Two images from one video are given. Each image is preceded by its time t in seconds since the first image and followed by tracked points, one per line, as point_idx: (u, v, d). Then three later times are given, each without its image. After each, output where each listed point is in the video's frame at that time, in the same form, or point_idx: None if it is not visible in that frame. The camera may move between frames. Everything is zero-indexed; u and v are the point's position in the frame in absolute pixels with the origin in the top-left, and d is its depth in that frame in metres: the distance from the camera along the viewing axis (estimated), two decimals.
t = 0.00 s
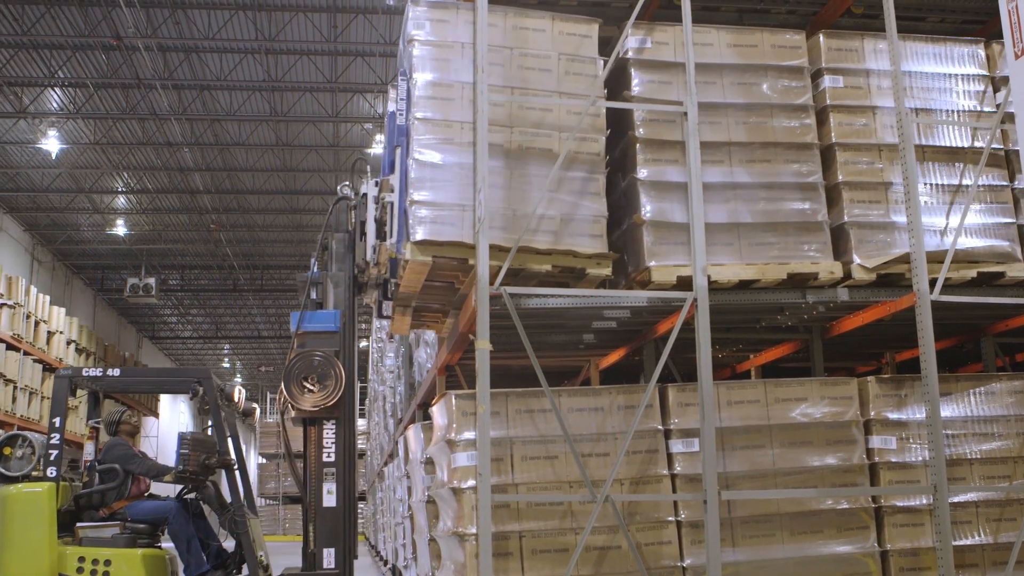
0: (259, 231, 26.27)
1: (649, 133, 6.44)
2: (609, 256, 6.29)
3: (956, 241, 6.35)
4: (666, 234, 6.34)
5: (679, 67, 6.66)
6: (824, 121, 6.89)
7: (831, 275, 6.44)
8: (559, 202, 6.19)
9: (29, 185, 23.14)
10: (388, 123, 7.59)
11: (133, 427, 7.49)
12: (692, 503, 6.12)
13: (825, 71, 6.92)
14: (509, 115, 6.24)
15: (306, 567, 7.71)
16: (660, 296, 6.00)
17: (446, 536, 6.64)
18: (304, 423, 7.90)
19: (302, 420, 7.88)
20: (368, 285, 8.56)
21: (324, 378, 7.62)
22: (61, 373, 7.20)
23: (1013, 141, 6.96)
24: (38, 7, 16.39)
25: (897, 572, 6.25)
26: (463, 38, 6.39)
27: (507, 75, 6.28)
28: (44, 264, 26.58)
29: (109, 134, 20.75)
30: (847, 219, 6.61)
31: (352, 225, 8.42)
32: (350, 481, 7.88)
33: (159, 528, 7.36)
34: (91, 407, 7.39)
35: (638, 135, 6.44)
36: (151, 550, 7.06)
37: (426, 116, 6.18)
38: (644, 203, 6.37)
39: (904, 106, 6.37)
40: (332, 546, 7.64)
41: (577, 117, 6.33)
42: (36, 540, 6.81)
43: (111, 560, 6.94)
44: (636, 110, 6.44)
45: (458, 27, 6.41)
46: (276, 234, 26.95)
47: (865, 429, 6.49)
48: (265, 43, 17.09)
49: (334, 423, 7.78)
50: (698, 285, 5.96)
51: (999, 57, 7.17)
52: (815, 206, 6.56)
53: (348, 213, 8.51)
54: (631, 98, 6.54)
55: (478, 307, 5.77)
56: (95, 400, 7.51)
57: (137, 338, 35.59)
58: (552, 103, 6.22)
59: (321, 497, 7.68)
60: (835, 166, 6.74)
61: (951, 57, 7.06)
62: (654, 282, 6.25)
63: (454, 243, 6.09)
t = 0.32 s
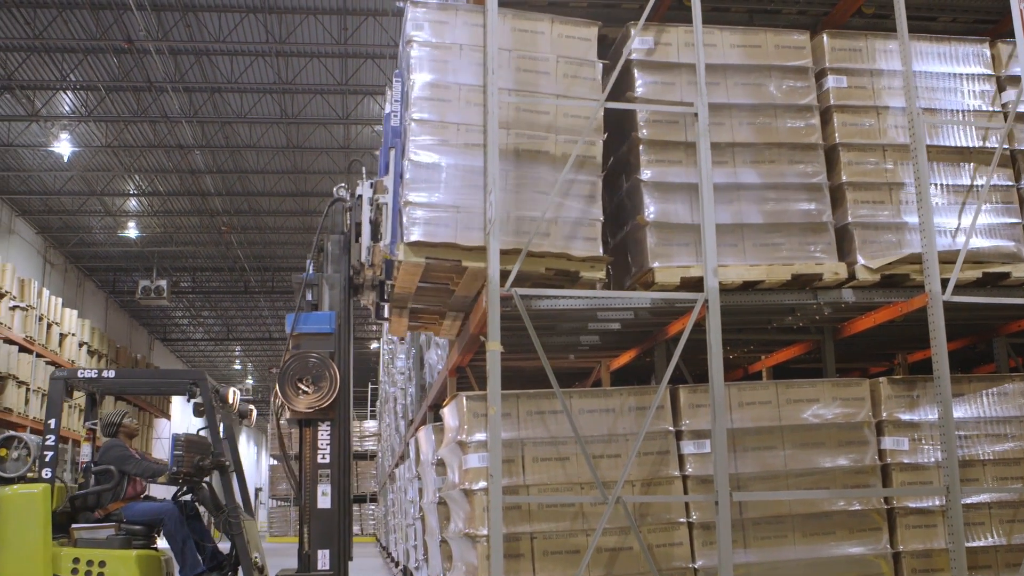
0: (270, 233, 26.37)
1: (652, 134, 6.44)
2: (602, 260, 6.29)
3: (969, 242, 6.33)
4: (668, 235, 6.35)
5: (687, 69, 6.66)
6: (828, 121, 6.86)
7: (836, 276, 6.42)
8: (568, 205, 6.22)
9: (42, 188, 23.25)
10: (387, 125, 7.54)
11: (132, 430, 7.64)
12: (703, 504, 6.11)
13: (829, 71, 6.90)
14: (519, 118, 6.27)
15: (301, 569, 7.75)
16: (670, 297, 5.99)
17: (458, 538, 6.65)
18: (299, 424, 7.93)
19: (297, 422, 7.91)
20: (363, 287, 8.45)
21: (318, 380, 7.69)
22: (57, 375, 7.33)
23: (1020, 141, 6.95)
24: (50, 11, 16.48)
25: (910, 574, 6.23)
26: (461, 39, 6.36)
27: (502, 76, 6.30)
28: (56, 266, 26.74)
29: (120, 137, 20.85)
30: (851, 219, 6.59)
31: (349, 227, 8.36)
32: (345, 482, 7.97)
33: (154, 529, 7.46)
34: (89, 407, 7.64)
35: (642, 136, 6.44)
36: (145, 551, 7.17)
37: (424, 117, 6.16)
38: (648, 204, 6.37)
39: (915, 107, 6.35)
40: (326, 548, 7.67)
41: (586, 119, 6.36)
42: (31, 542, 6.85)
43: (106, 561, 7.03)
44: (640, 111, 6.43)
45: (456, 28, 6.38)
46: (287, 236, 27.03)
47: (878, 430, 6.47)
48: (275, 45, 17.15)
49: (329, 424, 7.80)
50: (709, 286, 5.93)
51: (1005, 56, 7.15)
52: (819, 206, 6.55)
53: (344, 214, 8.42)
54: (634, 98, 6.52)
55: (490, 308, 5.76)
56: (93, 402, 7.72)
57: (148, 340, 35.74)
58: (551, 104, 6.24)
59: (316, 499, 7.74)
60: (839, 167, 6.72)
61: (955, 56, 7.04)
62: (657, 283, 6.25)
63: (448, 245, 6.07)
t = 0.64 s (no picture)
0: (284, 233, 26.46)
1: (659, 133, 6.44)
2: (593, 257, 6.27)
3: (984, 240, 6.30)
4: (675, 234, 6.33)
5: (695, 68, 6.65)
6: (834, 119, 6.84)
7: (843, 275, 6.40)
8: (579, 205, 6.24)
9: (57, 189, 23.36)
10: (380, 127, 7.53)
11: (128, 430, 7.63)
12: (718, 504, 6.10)
13: (834, 69, 6.87)
14: (533, 117, 6.27)
15: (294, 568, 7.76)
16: (684, 296, 5.97)
17: (473, 539, 6.66)
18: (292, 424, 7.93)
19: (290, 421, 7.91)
20: (356, 287, 8.36)
21: (310, 379, 7.67)
22: (48, 374, 7.49)
23: None
24: (64, 13, 16.57)
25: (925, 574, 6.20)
26: (448, 38, 6.37)
27: (488, 74, 6.32)
28: (72, 267, 26.93)
29: (135, 137, 20.94)
30: (857, 218, 6.56)
31: (340, 226, 8.32)
32: (338, 481, 7.91)
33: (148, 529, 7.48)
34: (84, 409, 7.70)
35: (648, 135, 6.44)
36: (137, 551, 7.19)
37: (411, 116, 6.19)
38: (654, 204, 6.36)
39: (929, 105, 6.30)
40: (318, 548, 7.69)
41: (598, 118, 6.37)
42: (23, 541, 7.02)
43: (97, 560, 7.09)
44: (646, 110, 6.44)
45: (443, 27, 6.39)
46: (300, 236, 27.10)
47: (893, 429, 6.45)
48: (288, 46, 17.19)
49: (321, 424, 7.82)
50: (722, 285, 5.93)
51: (1013, 53, 7.10)
52: (827, 205, 6.52)
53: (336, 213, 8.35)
54: (640, 97, 6.53)
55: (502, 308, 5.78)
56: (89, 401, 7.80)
57: (163, 340, 35.92)
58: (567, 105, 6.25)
59: (308, 499, 7.72)
60: (845, 165, 6.70)
61: (962, 53, 7.00)
62: (664, 282, 6.24)
63: (438, 245, 6.06)
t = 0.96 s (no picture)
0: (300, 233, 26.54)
1: (666, 132, 6.44)
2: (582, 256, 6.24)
3: (1001, 239, 6.26)
4: (684, 234, 6.32)
5: (703, 67, 6.64)
6: (843, 117, 6.80)
7: (853, 274, 6.36)
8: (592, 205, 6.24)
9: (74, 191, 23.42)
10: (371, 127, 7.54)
11: (121, 431, 7.71)
12: (734, 503, 6.09)
13: (842, 67, 6.85)
14: (549, 118, 6.28)
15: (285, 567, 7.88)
16: (700, 297, 5.95)
17: (490, 538, 6.67)
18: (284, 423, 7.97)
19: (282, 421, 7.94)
20: (348, 287, 8.35)
21: (301, 379, 7.70)
22: (40, 375, 7.54)
23: None
24: (81, 15, 16.69)
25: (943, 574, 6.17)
26: (439, 37, 6.36)
27: (478, 74, 6.32)
28: (89, 269, 27.12)
29: (151, 139, 21.05)
30: (865, 217, 6.53)
31: (331, 226, 8.34)
32: (329, 481, 8.00)
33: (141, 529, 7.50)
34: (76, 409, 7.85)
35: (656, 134, 6.45)
36: (128, 551, 7.20)
37: (399, 116, 6.20)
38: (662, 203, 6.34)
39: (945, 103, 6.27)
40: (309, 548, 7.79)
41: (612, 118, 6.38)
42: (15, 541, 7.03)
43: (88, 560, 7.11)
44: (653, 109, 6.48)
45: (432, 26, 6.39)
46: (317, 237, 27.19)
47: (910, 429, 6.42)
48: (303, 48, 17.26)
49: (312, 424, 7.87)
50: (738, 285, 5.92)
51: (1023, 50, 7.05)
52: (837, 204, 6.50)
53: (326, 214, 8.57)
54: (649, 96, 6.52)
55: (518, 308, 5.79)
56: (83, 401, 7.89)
57: (180, 340, 36.12)
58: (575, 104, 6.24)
59: (298, 499, 7.82)
60: (853, 164, 6.67)
61: (972, 50, 6.97)
62: (673, 282, 6.22)
63: (426, 245, 6.07)
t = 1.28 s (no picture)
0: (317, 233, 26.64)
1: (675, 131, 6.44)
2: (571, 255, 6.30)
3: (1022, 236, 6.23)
4: (693, 233, 6.29)
5: (711, 65, 6.63)
6: (852, 114, 6.77)
7: (863, 273, 6.33)
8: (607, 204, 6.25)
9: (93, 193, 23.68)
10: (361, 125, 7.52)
11: (117, 432, 7.75)
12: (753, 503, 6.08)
13: (852, 64, 6.83)
14: (563, 117, 6.28)
15: (279, 568, 7.86)
16: (717, 296, 5.95)
17: (507, 539, 6.69)
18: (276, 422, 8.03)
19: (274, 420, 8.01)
20: (343, 287, 8.36)
21: (292, 379, 7.79)
22: (35, 375, 7.56)
23: None
24: (98, 18, 16.81)
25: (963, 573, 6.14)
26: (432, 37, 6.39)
27: (469, 73, 6.32)
28: (108, 270, 27.34)
29: (168, 140, 21.18)
30: (876, 216, 6.49)
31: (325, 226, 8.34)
32: (322, 481, 8.01)
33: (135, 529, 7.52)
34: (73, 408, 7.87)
35: (664, 132, 6.44)
36: (121, 550, 7.18)
37: (389, 115, 6.23)
38: (671, 202, 6.33)
39: (963, 100, 6.24)
40: (301, 547, 7.75)
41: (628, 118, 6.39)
42: (9, 540, 7.03)
43: (81, 560, 7.10)
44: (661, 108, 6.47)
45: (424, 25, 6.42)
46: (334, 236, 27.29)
47: (930, 428, 6.39)
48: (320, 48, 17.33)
49: (304, 424, 7.89)
50: (756, 283, 5.93)
51: None
52: (848, 202, 6.47)
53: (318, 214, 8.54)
54: (659, 94, 6.51)
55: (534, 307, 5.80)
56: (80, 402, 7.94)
57: (197, 341, 36.35)
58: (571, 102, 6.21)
59: (291, 499, 7.82)
60: (864, 162, 6.63)
61: (983, 47, 6.94)
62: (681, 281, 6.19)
63: (416, 245, 6.11)
